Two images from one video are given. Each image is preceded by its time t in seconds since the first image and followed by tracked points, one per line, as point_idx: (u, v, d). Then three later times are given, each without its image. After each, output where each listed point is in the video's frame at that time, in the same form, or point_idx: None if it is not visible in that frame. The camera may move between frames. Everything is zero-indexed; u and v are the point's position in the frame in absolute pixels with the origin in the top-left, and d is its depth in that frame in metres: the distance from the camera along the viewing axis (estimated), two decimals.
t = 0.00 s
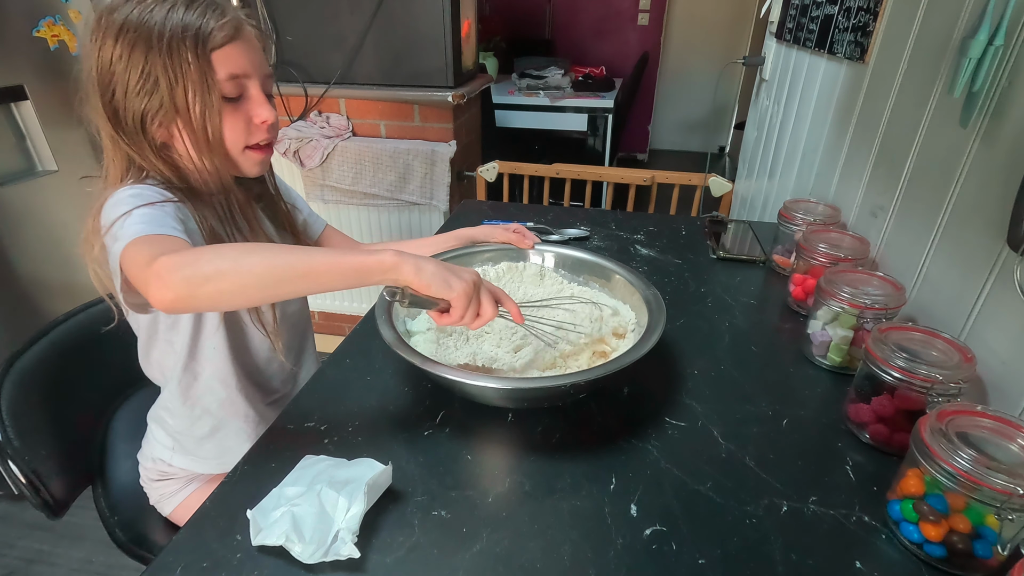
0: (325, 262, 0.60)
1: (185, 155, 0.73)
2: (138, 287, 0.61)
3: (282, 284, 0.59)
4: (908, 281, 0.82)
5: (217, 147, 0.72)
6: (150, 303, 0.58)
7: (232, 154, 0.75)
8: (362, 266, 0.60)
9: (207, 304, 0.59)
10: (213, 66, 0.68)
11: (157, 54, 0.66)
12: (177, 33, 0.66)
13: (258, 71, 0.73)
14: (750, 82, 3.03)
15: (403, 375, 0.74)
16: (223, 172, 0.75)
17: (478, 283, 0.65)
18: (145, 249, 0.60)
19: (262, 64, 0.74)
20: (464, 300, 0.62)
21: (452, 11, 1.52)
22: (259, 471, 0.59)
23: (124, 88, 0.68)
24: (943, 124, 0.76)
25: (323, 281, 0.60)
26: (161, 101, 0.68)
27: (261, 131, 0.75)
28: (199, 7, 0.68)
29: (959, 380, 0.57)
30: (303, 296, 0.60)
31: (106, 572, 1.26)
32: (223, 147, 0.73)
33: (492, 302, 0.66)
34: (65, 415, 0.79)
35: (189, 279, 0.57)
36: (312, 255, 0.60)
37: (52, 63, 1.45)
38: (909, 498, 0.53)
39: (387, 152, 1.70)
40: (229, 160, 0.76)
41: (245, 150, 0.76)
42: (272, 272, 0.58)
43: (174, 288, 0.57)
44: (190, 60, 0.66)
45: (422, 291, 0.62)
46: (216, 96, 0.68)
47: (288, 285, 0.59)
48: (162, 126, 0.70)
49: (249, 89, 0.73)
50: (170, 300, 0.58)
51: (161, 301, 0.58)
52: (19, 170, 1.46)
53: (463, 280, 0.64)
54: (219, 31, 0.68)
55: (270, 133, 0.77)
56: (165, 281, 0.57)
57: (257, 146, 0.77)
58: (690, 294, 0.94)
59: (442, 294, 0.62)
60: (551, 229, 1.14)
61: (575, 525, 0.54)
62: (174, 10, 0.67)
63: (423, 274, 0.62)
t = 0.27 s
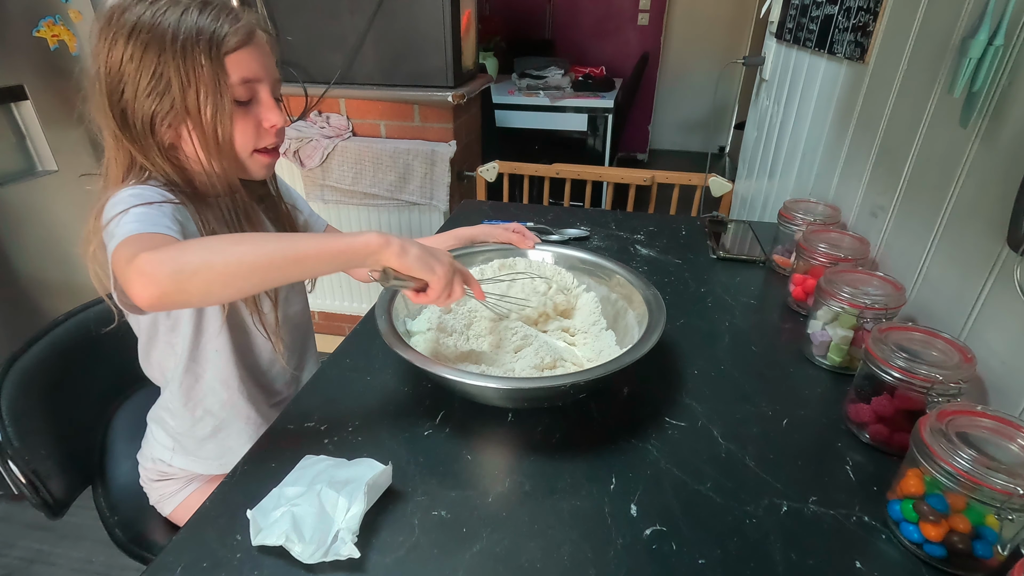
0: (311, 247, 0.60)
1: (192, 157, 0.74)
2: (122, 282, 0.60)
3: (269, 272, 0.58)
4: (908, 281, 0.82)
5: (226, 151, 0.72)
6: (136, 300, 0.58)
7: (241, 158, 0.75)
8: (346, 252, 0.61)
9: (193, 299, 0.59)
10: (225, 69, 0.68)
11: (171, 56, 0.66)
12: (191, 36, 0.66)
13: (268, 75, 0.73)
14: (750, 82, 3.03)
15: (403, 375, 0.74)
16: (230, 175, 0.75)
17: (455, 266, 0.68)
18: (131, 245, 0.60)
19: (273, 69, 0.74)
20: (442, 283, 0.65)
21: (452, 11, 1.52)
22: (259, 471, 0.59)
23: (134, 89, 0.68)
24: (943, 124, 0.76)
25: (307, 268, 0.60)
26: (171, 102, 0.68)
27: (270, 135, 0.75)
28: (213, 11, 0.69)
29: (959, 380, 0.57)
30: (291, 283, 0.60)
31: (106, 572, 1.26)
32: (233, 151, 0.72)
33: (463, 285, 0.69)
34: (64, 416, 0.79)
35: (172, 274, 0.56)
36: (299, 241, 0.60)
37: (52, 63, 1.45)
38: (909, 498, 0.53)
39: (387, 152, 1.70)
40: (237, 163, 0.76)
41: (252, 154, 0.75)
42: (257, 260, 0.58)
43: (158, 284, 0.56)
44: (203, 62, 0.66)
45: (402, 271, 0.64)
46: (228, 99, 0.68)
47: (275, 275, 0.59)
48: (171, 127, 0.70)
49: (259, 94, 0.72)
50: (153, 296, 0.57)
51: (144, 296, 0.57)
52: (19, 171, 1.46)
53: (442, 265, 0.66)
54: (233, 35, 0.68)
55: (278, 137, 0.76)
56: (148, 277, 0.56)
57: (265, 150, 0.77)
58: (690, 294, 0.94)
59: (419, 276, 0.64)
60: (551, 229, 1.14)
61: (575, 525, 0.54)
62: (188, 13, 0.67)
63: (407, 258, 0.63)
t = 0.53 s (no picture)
0: (229, 193, 0.61)
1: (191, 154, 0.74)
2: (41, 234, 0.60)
3: (180, 215, 0.59)
4: (908, 280, 0.82)
5: (226, 151, 0.72)
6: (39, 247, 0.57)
7: (242, 161, 0.74)
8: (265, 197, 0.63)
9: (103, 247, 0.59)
10: (231, 72, 0.68)
11: (178, 56, 0.66)
12: (200, 38, 0.67)
13: (274, 80, 0.73)
14: (750, 82, 3.03)
15: (403, 375, 0.74)
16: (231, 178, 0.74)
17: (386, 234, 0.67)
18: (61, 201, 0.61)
19: (279, 75, 0.74)
20: (362, 244, 0.64)
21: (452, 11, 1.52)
22: (260, 471, 0.59)
23: (138, 86, 0.68)
24: (943, 124, 0.76)
25: (226, 211, 0.61)
26: (175, 100, 0.68)
27: (271, 139, 0.75)
28: (223, 15, 0.69)
29: (959, 380, 0.57)
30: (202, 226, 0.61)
31: (107, 572, 1.26)
32: (233, 152, 0.72)
33: (392, 261, 0.67)
34: (64, 416, 0.79)
35: (77, 216, 0.57)
36: (218, 185, 0.62)
37: (52, 63, 1.45)
38: (909, 498, 0.53)
39: (387, 152, 1.70)
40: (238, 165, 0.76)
41: (252, 155, 0.75)
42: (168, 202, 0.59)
43: (63, 227, 0.57)
44: (209, 63, 0.67)
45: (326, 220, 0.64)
46: (232, 101, 0.68)
47: (187, 218, 0.60)
48: (173, 126, 0.70)
49: (264, 98, 0.72)
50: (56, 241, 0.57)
51: (48, 242, 0.57)
52: (19, 171, 1.46)
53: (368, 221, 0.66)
54: (241, 39, 0.68)
55: (279, 141, 0.76)
56: (53, 220, 0.57)
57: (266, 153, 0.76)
58: (690, 294, 0.94)
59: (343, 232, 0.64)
60: (551, 229, 1.14)
61: (575, 525, 0.54)
62: (198, 16, 0.68)
63: (331, 204, 0.64)
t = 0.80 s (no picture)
0: (231, 199, 0.61)
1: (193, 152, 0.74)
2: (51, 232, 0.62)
3: (183, 218, 0.59)
4: (908, 280, 0.82)
5: (226, 147, 0.72)
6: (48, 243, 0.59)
7: (243, 157, 0.74)
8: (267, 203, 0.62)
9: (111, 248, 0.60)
10: (230, 68, 0.68)
11: (178, 53, 0.67)
12: (199, 35, 0.67)
13: (274, 76, 0.73)
14: (750, 82, 3.03)
15: (402, 375, 0.74)
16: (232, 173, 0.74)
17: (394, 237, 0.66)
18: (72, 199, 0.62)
19: (278, 71, 0.74)
20: (368, 243, 0.62)
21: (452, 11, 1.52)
22: (259, 471, 0.59)
23: (138, 82, 0.68)
24: (943, 123, 0.76)
25: (232, 217, 0.61)
26: (175, 97, 0.68)
27: (271, 135, 0.75)
28: (221, 12, 0.69)
29: (959, 380, 0.57)
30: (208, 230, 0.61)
31: (106, 572, 1.26)
32: (233, 148, 0.72)
33: (400, 264, 0.66)
34: (65, 416, 0.79)
35: (83, 219, 0.58)
36: (222, 191, 0.61)
37: (52, 63, 1.45)
38: (909, 498, 0.53)
39: (387, 152, 1.70)
40: (238, 161, 0.75)
41: (253, 152, 0.75)
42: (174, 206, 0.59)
43: (70, 228, 0.58)
44: (208, 60, 0.67)
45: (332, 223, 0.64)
46: (231, 97, 0.68)
47: (194, 223, 0.60)
48: (173, 122, 0.70)
49: (262, 94, 0.72)
50: (64, 241, 0.58)
51: (56, 242, 0.58)
52: (19, 171, 1.46)
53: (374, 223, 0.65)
54: (239, 35, 0.68)
55: (280, 137, 0.76)
56: (60, 221, 0.58)
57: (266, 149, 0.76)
58: (690, 294, 0.94)
59: (350, 236, 0.63)
60: (551, 229, 1.14)
61: (575, 525, 0.54)
62: (197, 13, 0.68)
63: (337, 206, 0.64)
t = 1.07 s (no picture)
0: (311, 245, 0.60)
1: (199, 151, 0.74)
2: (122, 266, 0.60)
3: (265, 267, 0.59)
4: (908, 280, 0.82)
5: (233, 146, 0.72)
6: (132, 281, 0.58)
7: (248, 155, 0.75)
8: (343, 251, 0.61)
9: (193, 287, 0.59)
10: (235, 66, 0.68)
11: (183, 52, 0.66)
12: (204, 35, 0.66)
13: (277, 74, 0.73)
14: (750, 82, 3.03)
15: (402, 375, 0.74)
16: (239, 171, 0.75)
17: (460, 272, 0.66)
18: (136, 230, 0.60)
19: (281, 69, 0.74)
20: (444, 281, 0.62)
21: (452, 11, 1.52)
22: (259, 471, 0.59)
23: (144, 82, 0.68)
24: (943, 123, 0.76)
25: (310, 267, 0.60)
26: (180, 96, 0.68)
27: (276, 132, 0.75)
28: (225, 13, 0.69)
29: (959, 380, 0.57)
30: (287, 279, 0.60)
31: (106, 572, 1.26)
32: (240, 147, 0.72)
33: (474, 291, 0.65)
34: (65, 416, 0.79)
35: (171, 260, 0.57)
36: (301, 240, 0.60)
37: (52, 63, 1.45)
38: (909, 498, 0.53)
39: (387, 152, 1.70)
40: (244, 159, 0.76)
41: (260, 150, 0.75)
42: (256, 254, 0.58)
43: (159, 270, 0.57)
44: (214, 58, 0.66)
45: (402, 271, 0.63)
46: (238, 95, 0.68)
47: (275, 271, 0.59)
48: (178, 122, 0.70)
49: (267, 91, 0.72)
50: (152, 281, 0.58)
51: (144, 281, 0.58)
52: (19, 171, 1.46)
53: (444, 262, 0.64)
54: (243, 34, 0.68)
55: (284, 134, 0.76)
56: (149, 262, 0.57)
57: (272, 147, 0.76)
58: (690, 294, 0.94)
59: (422, 276, 0.62)
60: (551, 229, 1.14)
61: (575, 525, 0.54)
62: (201, 13, 0.68)
63: (405, 254, 0.63)
